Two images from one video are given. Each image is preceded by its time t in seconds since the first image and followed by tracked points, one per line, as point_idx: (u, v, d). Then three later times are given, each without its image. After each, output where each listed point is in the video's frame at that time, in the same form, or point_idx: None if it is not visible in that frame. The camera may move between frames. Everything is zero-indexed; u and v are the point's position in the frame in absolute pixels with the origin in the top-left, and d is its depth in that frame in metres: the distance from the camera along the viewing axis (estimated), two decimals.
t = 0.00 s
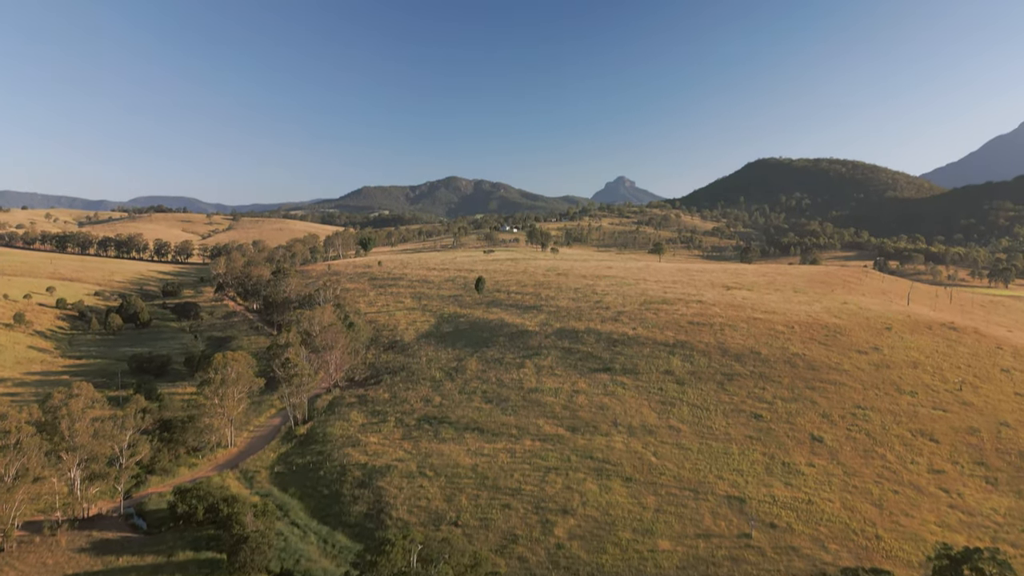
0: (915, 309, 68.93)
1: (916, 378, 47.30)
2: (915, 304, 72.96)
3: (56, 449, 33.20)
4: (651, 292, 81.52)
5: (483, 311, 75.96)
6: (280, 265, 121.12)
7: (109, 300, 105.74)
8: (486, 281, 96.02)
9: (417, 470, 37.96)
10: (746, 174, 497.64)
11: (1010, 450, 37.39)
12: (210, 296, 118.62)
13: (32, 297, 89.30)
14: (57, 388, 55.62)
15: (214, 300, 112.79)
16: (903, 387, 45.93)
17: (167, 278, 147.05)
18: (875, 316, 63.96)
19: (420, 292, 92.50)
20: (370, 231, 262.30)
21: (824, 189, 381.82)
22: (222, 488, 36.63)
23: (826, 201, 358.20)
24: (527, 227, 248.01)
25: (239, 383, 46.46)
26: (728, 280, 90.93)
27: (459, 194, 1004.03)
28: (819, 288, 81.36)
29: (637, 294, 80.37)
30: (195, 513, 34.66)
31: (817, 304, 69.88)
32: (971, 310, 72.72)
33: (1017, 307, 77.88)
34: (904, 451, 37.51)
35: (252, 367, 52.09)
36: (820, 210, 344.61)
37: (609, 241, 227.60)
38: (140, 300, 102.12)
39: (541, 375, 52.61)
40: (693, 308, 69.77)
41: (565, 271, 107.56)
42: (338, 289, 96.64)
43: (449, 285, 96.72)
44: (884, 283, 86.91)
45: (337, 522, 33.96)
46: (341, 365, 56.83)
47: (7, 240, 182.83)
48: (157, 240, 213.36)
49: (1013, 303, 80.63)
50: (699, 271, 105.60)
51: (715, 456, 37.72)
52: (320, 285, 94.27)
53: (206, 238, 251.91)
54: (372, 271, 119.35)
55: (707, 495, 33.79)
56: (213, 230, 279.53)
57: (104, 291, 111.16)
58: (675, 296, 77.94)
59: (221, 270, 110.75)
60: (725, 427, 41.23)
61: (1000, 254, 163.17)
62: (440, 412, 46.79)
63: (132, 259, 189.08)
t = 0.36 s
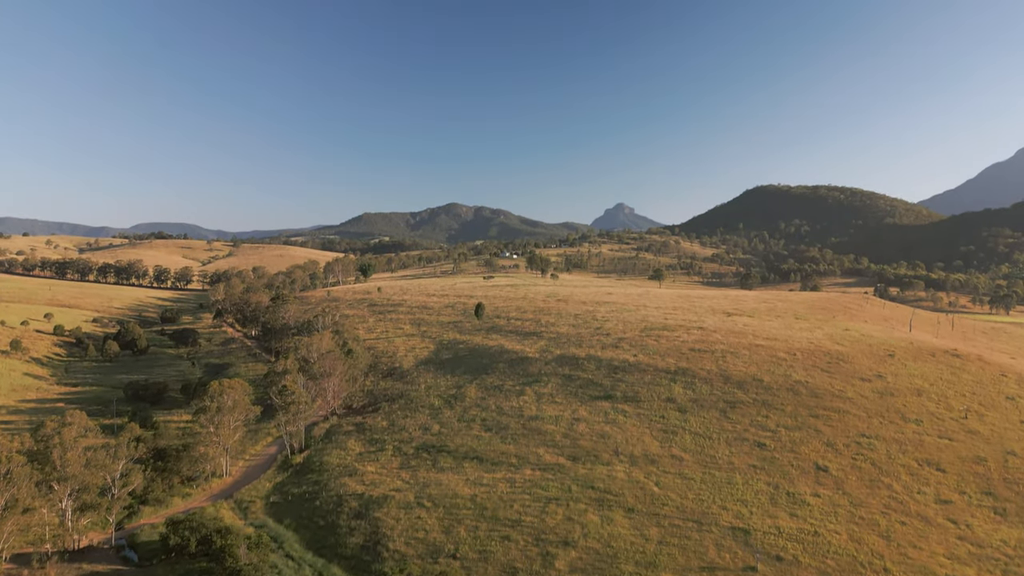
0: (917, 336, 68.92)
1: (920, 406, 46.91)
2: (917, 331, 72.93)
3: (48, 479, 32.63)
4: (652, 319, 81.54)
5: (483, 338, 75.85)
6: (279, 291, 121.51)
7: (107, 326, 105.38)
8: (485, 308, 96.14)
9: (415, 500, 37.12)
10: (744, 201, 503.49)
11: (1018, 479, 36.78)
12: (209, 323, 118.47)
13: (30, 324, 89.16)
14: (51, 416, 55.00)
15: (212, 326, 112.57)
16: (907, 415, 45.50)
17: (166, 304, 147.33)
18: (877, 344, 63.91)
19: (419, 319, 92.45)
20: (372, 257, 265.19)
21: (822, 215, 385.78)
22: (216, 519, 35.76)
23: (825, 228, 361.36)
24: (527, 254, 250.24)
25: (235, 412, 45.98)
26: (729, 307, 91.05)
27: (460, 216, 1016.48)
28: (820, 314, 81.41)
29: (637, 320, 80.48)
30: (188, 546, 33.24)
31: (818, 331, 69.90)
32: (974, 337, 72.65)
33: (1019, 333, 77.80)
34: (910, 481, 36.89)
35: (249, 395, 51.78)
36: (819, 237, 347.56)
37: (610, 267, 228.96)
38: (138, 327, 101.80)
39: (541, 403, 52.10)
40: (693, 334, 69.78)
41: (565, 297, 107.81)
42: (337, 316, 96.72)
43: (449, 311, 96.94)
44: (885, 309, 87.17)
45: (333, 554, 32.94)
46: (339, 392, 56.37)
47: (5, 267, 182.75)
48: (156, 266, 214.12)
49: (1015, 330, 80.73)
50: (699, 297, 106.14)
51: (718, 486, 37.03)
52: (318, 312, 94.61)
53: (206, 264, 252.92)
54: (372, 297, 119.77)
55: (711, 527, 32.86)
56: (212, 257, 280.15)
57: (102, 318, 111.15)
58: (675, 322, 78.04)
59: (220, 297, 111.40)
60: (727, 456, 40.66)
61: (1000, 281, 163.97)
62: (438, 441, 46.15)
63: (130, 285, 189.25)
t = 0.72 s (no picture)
0: (920, 354, 68.59)
1: (925, 426, 46.41)
2: (919, 349, 72.63)
3: (40, 500, 32.03)
4: (652, 336, 81.28)
5: (483, 355, 75.61)
6: (279, 308, 121.38)
7: (105, 345, 105.00)
8: (485, 326, 96.05)
9: (413, 522, 36.43)
10: (744, 218, 507.05)
11: None
12: (207, 341, 118.11)
13: (28, 342, 88.92)
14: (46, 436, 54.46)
15: (211, 344, 112.28)
16: (912, 435, 44.98)
17: (166, 322, 147.25)
18: (880, 362, 63.57)
19: (419, 337, 92.13)
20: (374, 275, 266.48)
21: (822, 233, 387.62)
22: (211, 541, 35.06)
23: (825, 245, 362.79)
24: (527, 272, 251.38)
25: (231, 431, 45.45)
26: (730, 324, 90.84)
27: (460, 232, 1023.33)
28: (822, 332, 81.14)
29: (638, 338, 80.27)
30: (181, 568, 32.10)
31: (820, 349, 69.59)
32: (976, 356, 72.33)
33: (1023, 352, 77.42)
34: (916, 502, 36.24)
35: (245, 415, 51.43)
36: (819, 254, 348.63)
37: (610, 285, 229.17)
38: (136, 345, 101.50)
39: (541, 423, 51.58)
40: (695, 352, 69.55)
41: (565, 315, 107.69)
42: (336, 333, 96.53)
43: (449, 329, 96.84)
44: (887, 327, 86.99)
45: None
46: (337, 411, 55.92)
47: (5, 285, 182.74)
48: (156, 283, 214.48)
49: (1018, 348, 80.41)
50: (700, 315, 106.16)
51: (721, 508, 36.41)
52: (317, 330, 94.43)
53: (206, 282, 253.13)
54: (372, 315, 119.75)
55: (714, 549, 32.10)
56: (212, 274, 280.45)
57: (101, 336, 110.96)
58: (676, 340, 77.86)
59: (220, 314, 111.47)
60: (730, 477, 40.11)
61: (1001, 299, 164.03)
62: (437, 462, 45.59)
63: (130, 303, 189.28)
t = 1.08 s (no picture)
0: (922, 368, 68.28)
1: (928, 441, 45.99)
2: (921, 362, 72.30)
3: (33, 516, 31.53)
4: (653, 350, 80.96)
5: (483, 369, 75.31)
6: (278, 321, 121.16)
7: (103, 358, 104.53)
8: (486, 338, 95.87)
9: (411, 539, 35.82)
10: (744, 231, 509.42)
11: None
12: (206, 354, 117.72)
13: (25, 355, 88.60)
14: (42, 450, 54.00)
15: (210, 357, 111.92)
16: (916, 450, 44.50)
17: (165, 335, 147.00)
18: (882, 376, 63.24)
19: (418, 350, 91.81)
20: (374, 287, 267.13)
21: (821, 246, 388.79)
22: (205, 558, 34.41)
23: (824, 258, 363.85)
24: (527, 285, 252.68)
25: (227, 446, 44.96)
26: (730, 338, 90.59)
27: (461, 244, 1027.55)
28: (823, 345, 80.90)
29: (639, 352, 79.98)
30: None
31: (822, 362, 69.28)
32: (979, 369, 71.96)
33: None
34: (921, 518, 35.72)
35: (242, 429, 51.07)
36: (820, 268, 349.05)
37: (610, 298, 229.17)
38: (134, 358, 101.03)
39: (541, 437, 51.14)
40: (696, 366, 69.28)
41: (565, 328, 107.43)
42: (336, 346, 96.26)
43: (448, 342, 96.63)
44: (888, 341, 86.76)
45: None
46: (336, 425, 55.50)
47: (4, 297, 182.60)
48: (155, 296, 214.41)
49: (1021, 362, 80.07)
50: (700, 328, 106.07)
51: (723, 524, 35.87)
52: (316, 343, 94.20)
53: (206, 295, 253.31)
54: (372, 328, 119.62)
55: (717, 567, 31.51)
56: (212, 287, 280.82)
57: (99, 349, 110.65)
58: (677, 354, 77.62)
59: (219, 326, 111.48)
60: (733, 492, 39.63)
61: (1002, 312, 163.88)
62: (436, 477, 45.13)
63: (129, 315, 189.11)
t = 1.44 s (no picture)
0: (925, 380, 67.89)
1: (932, 454, 45.54)
2: (924, 375, 71.91)
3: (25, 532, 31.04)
4: (653, 362, 80.57)
5: (482, 382, 74.89)
6: (277, 333, 120.68)
7: (100, 370, 103.96)
8: (485, 350, 95.52)
9: (409, 554, 35.19)
10: (743, 243, 511.03)
11: None
12: (204, 366, 117.16)
13: (22, 367, 88.18)
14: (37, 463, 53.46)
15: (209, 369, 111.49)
16: (921, 463, 44.03)
17: (163, 346, 146.53)
18: (885, 388, 62.83)
19: (417, 362, 91.32)
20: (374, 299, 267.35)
21: (821, 257, 389.50)
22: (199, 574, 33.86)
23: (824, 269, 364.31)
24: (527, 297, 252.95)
25: (224, 459, 44.50)
26: (731, 350, 90.24)
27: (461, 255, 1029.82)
28: (825, 357, 80.54)
29: (639, 364, 79.61)
30: None
31: (824, 375, 68.88)
32: (982, 382, 71.57)
33: None
34: (927, 533, 35.20)
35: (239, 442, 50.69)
36: (820, 279, 349.39)
37: (610, 310, 228.86)
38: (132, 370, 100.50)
39: (541, 451, 50.68)
40: (697, 378, 68.91)
41: (565, 340, 107.02)
42: (335, 358, 95.85)
43: (447, 354, 96.28)
44: (890, 353, 86.43)
45: None
46: (334, 439, 55.04)
47: (3, 309, 182.28)
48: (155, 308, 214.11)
49: None
50: (701, 340, 105.82)
51: (726, 539, 35.32)
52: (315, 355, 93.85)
53: (205, 307, 252.95)
54: (372, 339, 119.26)
55: None
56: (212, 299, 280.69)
57: (97, 360, 110.18)
58: (679, 366, 77.27)
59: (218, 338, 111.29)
60: (736, 507, 39.15)
61: (1004, 324, 163.57)
62: (435, 492, 44.63)
63: (128, 327, 188.86)
